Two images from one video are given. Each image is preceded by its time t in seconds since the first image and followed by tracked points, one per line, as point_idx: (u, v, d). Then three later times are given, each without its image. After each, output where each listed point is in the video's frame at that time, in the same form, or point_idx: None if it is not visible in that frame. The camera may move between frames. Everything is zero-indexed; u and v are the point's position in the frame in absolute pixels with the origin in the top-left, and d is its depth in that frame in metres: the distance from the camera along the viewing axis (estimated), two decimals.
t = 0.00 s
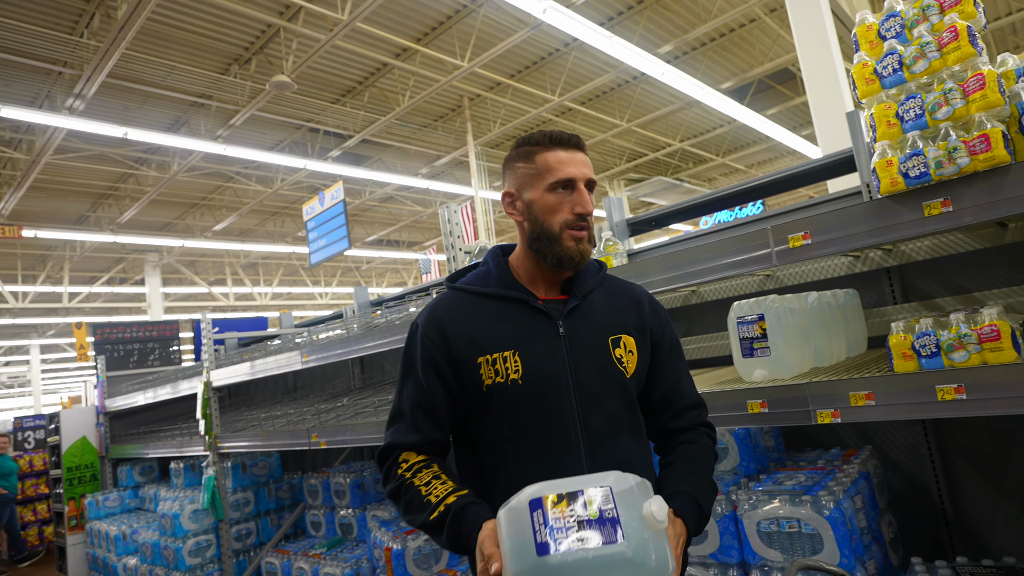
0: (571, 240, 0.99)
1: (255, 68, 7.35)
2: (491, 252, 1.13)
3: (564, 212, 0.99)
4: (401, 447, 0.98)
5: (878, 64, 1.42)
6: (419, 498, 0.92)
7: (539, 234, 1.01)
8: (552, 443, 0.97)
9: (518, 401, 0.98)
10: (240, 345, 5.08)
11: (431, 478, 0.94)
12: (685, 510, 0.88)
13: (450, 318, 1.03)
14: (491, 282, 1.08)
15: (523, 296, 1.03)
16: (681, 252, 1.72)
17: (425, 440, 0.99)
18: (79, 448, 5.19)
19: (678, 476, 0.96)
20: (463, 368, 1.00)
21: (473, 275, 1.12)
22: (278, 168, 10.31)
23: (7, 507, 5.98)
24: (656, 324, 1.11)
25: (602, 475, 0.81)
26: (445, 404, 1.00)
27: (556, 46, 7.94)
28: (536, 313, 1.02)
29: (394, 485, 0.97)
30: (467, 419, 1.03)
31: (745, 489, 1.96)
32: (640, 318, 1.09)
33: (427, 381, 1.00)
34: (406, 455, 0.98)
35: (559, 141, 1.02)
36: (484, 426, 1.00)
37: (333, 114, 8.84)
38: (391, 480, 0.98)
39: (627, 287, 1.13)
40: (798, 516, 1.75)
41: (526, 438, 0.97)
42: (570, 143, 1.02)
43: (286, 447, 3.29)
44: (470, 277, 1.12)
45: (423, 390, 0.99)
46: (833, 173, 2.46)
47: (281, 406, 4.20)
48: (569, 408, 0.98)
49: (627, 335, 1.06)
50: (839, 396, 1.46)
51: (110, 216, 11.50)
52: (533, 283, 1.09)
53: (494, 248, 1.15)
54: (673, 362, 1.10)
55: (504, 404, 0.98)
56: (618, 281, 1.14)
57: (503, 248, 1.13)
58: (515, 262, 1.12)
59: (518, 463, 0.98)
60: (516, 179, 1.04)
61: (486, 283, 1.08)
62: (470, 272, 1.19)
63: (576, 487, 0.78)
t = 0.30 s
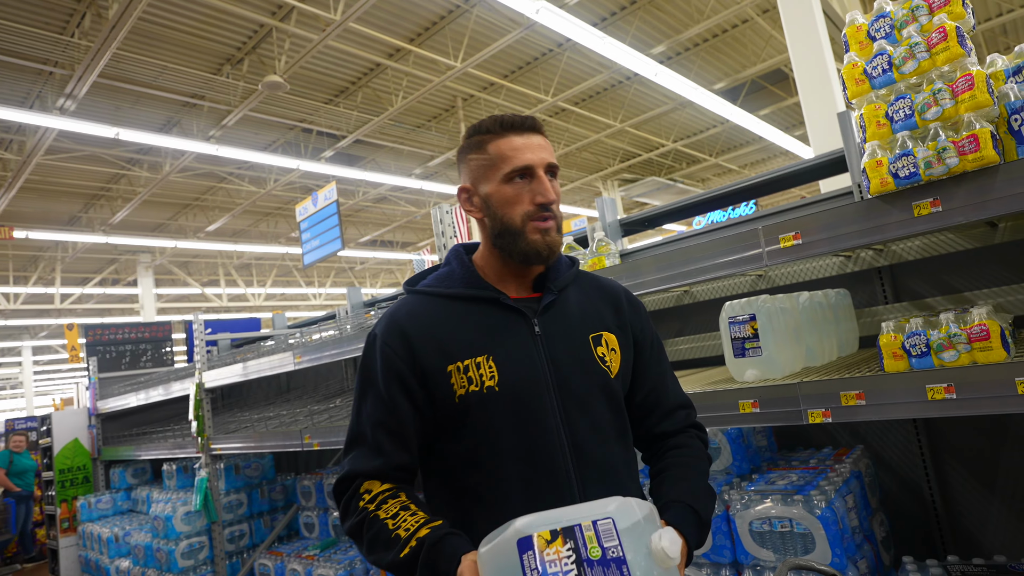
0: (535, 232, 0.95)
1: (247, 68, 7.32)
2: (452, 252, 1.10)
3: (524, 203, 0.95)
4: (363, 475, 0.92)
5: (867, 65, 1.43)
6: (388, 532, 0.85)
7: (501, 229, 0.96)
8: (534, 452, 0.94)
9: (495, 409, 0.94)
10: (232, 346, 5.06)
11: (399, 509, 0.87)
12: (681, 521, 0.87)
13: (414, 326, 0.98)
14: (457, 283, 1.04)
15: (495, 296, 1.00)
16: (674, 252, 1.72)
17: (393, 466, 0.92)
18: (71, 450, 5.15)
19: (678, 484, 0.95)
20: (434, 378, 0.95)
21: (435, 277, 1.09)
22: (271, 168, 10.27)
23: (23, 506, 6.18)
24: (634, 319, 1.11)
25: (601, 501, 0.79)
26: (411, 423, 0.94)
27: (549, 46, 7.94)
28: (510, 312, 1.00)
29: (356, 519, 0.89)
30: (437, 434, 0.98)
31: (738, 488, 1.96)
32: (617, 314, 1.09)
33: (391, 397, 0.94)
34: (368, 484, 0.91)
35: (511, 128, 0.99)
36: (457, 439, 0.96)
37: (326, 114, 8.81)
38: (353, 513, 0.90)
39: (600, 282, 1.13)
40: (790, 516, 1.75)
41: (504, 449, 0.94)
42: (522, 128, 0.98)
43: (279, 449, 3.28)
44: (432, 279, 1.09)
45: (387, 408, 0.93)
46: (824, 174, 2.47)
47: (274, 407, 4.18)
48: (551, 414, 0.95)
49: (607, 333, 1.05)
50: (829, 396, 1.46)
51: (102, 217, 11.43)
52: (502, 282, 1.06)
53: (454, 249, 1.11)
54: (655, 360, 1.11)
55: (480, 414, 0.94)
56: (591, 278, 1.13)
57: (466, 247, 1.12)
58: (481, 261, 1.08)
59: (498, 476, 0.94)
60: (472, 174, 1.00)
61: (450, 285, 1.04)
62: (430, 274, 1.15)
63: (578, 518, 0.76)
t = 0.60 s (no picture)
0: (482, 242, 0.92)
1: (248, 67, 7.32)
2: (426, 251, 1.11)
3: (469, 211, 0.91)
4: (334, 482, 0.90)
5: (867, 67, 1.43)
6: (365, 507, 0.82)
7: (452, 234, 0.94)
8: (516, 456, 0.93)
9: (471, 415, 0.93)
10: (233, 346, 5.05)
11: (375, 485, 0.85)
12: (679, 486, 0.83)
13: (384, 333, 0.99)
14: (430, 285, 1.05)
15: (468, 297, 1.01)
16: (672, 252, 1.73)
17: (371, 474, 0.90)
18: (72, 450, 5.13)
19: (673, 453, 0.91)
20: (404, 385, 0.95)
21: (409, 279, 1.10)
22: (271, 168, 10.27)
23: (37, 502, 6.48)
24: (622, 315, 1.10)
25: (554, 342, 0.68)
26: (387, 431, 0.92)
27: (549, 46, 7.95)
28: (484, 314, 1.01)
29: (335, 520, 0.87)
30: (414, 442, 0.97)
31: (737, 488, 1.97)
32: (604, 312, 1.08)
33: (362, 407, 0.93)
34: (343, 482, 0.89)
35: (458, 122, 0.91)
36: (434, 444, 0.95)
37: (326, 113, 8.82)
38: (331, 511, 0.88)
39: (584, 277, 1.13)
40: (789, 516, 1.76)
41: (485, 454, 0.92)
42: (469, 123, 0.90)
43: (279, 448, 3.28)
44: (406, 281, 1.10)
45: (360, 416, 0.93)
46: (823, 175, 2.47)
47: (273, 407, 4.18)
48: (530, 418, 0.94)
49: (594, 330, 1.04)
50: (829, 396, 1.46)
51: (103, 216, 11.44)
52: (477, 283, 1.07)
53: (429, 249, 1.12)
54: (646, 356, 1.09)
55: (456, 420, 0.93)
56: (576, 275, 1.13)
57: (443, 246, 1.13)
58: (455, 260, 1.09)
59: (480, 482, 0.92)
60: (426, 174, 0.97)
61: (423, 288, 1.05)
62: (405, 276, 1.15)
63: (523, 351, 0.66)
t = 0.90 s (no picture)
0: (491, 251, 0.93)
1: (252, 64, 7.33)
2: (431, 254, 1.12)
3: (480, 219, 0.92)
4: (339, 474, 0.91)
5: (870, 73, 1.44)
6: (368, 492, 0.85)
7: (461, 241, 0.96)
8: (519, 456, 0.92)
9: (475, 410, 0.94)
10: (234, 342, 5.06)
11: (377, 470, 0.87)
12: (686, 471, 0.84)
13: (389, 330, 1.00)
14: (434, 285, 1.06)
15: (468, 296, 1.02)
16: (674, 255, 1.74)
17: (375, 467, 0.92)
18: (73, 443, 5.17)
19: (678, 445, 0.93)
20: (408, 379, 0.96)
21: (414, 280, 1.12)
22: (274, 165, 10.27)
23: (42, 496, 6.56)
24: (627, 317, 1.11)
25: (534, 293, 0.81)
26: (394, 425, 0.94)
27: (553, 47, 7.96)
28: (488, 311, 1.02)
29: (340, 508, 0.89)
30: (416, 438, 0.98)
31: (737, 489, 1.98)
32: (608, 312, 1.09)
33: (365, 401, 0.95)
34: (349, 471, 0.91)
35: (469, 129, 0.91)
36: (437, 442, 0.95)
37: (329, 111, 8.83)
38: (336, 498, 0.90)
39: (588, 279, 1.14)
40: (787, 518, 1.76)
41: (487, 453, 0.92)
42: (479, 131, 0.91)
43: (279, 444, 3.29)
44: (412, 282, 1.12)
45: (365, 409, 0.94)
46: (825, 179, 2.48)
47: (275, 403, 4.20)
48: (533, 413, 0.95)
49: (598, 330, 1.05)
50: (829, 399, 1.48)
51: (105, 211, 11.45)
52: (480, 285, 1.07)
53: (434, 251, 1.12)
54: (651, 359, 1.09)
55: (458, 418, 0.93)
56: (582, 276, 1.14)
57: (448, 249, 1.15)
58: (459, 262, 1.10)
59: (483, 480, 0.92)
60: (435, 178, 0.97)
61: (427, 288, 1.07)
62: (410, 280, 1.16)
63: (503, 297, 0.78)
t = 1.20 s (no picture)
0: (520, 234, 0.93)
1: (256, 63, 7.36)
2: (443, 251, 1.14)
3: (510, 203, 0.93)
4: (345, 480, 0.93)
5: (872, 78, 1.45)
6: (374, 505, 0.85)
7: (485, 230, 0.96)
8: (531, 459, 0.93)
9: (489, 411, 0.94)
10: (235, 340, 5.08)
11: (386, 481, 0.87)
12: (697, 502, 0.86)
13: (401, 328, 1.01)
14: (446, 281, 1.07)
15: (483, 293, 1.03)
16: (676, 257, 1.76)
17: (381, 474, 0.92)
18: (74, 439, 5.27)
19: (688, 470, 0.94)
20: (421, 380, 0.96)
21: (425, 277, 1.13)
22: (277, 163, 10.29)
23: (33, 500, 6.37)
24: (637, 321, 1.14)
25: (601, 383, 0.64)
26: (401, 427, 0.94)
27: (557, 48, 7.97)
28: (503, 309, 1.03)
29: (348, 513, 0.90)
30: (426, 439, 0.98)
31: (736, 491, 1.99)
32: (617, 315, 1.12)
33: (375, 404, 0.95)
34: (357, 478, 0.91)
35: (499, 116, 0.94)
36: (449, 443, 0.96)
37: (333, 110, 8.85)
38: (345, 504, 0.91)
39: (597, 281, 1.16)
40: (786, 519, 1.77)
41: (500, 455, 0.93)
42: (510, 116, 0.94)
43: (281, 442, 3.31)
44: (423, 278, 1.13)
45: (375, 410, 0.95)
46: (826, 183, 2.49)
47: (277, 401, 4.21)
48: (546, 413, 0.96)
49: (610, 332, 1.07)
50: (829, 401, 1.49)
51: (109, 208, 11.49)
52: (496, 281, 1.09)
53: (445, 248, 1.14)
54: (660, 365, 1.12)
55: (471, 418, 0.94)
56: (591, 278, 1.16)
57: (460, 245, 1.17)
58: (473, 258, 1.10)
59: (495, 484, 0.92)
60: (460, 164, 0.98)
61: (440, 285, 1.08)
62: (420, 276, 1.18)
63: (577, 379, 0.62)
